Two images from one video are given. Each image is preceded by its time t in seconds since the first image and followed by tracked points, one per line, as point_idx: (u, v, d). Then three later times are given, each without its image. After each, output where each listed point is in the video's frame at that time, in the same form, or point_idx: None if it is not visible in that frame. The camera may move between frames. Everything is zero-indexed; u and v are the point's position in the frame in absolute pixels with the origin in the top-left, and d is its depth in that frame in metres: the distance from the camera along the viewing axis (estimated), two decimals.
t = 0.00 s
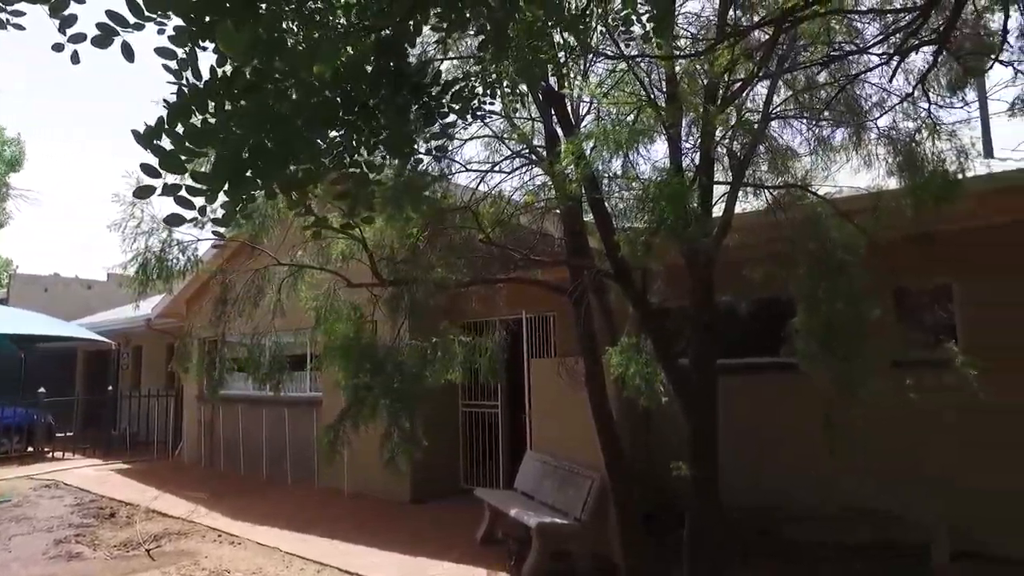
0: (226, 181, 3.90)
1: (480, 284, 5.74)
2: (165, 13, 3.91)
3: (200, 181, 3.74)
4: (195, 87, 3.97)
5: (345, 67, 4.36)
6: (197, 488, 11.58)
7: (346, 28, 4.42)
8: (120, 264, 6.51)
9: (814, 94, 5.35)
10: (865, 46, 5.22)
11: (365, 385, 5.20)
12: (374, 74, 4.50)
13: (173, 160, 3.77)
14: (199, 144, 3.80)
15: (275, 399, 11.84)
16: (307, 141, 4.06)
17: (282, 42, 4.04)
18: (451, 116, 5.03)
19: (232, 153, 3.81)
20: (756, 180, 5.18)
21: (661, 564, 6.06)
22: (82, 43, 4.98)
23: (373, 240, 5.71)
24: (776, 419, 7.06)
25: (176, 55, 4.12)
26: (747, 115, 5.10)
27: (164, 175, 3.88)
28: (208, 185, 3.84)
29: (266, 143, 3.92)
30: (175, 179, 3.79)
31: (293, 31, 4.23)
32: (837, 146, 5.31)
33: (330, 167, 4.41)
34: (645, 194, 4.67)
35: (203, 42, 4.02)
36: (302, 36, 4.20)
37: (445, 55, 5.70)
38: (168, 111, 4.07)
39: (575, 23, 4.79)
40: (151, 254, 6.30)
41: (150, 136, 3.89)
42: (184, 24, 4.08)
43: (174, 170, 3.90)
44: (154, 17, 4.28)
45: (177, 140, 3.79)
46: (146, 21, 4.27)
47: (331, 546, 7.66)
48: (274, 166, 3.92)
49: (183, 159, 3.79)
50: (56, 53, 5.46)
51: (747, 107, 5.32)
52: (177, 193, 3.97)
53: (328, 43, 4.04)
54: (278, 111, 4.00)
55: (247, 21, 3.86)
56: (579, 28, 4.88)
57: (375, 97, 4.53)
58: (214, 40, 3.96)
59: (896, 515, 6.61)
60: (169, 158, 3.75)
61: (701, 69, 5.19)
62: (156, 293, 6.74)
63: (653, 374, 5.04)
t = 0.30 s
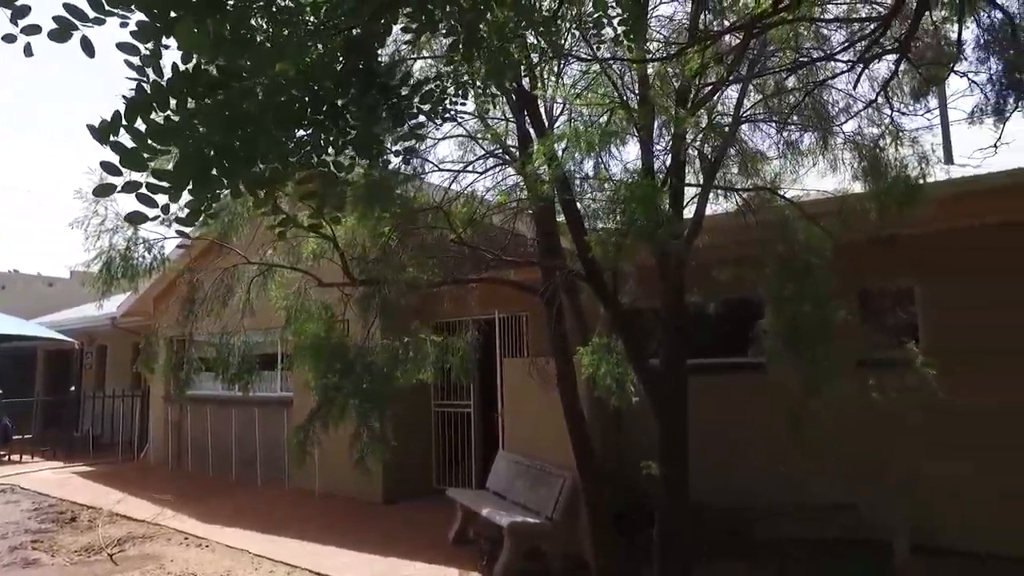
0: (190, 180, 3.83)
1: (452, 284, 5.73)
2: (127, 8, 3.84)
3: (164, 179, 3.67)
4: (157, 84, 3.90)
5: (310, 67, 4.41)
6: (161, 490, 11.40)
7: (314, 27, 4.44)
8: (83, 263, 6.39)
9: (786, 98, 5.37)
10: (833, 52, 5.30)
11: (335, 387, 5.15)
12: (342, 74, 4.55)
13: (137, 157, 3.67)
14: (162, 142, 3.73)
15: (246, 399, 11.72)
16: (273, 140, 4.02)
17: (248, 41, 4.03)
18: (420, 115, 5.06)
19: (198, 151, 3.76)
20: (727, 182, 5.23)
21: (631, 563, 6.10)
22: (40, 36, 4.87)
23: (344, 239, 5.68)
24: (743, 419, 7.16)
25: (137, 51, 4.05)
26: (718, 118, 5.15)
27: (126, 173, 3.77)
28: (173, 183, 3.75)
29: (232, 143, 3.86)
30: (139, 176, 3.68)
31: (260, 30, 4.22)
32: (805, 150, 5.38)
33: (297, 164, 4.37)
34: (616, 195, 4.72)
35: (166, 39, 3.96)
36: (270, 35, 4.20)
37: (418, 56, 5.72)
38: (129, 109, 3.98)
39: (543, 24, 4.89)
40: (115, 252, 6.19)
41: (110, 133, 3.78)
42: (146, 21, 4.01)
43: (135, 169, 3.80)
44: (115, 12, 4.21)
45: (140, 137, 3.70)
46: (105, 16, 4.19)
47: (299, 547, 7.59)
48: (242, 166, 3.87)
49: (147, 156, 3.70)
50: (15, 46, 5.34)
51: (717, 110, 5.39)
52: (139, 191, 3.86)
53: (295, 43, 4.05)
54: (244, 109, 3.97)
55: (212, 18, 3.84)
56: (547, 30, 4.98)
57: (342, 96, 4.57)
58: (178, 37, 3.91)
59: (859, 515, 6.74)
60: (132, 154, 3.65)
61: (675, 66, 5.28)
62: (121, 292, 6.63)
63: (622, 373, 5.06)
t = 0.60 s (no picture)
0: (152, 174, 3.72)
1: (426, 282, 5.73)
2: None
3: (130, 174, 3.54)
4: (116, 74, 3.76)
5: (283, 60, 4.38)
6: (125, 491, 11.20)
7: (284, 21, 4.49)
8: (44, 258, 6.24)
9: (756, 100, 5.45)
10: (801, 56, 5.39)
11: (309, 387, 5.12)
12: (311, 70, 4.50)
13: (95, 150, 3.53)
14: (124, 135, 3.60)
15: (214, 397, 11.57)
16: (237, 132, 3.96)
17: (215, 35, 3.96)
18: (392, 111, 5.06)
19: (161, 146, 3.66)
20: (698, 182, 5.31)
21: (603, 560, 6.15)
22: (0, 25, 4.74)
23: (315, 237, 5.64)
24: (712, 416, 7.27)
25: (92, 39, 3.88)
26: (690, 119, 5.22)
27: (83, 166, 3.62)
28: (134, 178, 3.63)
29: (195, 135, 3.77)
30: (97, 169, 3.54)
31: (228, 24, 4.16)
32: (775, 151, 5.46)
33: (264, 161, 4.36)
34: (589, 194, 4.76)
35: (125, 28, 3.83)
36: (237, 29, 4.13)
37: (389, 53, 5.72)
38: (84, 100, 3.83)
39: (513, 21, 4.96)
40: (78, 248, 6.06)
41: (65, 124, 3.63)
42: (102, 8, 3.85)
43: (93, 162, 3.66)
44: None
45: (99, 129, 3.55)
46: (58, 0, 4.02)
47: (269, 547, 7.51)
48: (206, 161, 3.79)
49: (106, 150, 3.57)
50: None
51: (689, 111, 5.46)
52: (98, 184, 3.72)
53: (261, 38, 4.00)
54: (208, 105, 3.88)
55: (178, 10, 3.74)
56: (518, 29, 5.06)
57: (312, 91, 4.52)
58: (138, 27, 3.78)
59: (824, 511, 6.85)
60: (91, 147, 3.51)
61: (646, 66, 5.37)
62: (85, 288, 6.50)
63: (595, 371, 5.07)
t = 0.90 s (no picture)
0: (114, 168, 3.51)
1: (400, 280, 5.72)
2: None
3: (90, 165, 3.33)
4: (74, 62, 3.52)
5: (251, 56, 4.28)
6: (88, 492, 11.00)
7: (255, 16, 4.41)
8: (4, 253, 6.10)
9: (729, 100, 5.51)
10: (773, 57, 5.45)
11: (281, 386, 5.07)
12: (280, 66, 4.43)
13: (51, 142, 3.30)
14: (85, 126, 3.38)
15: (180, 396, 11.43)
16: (203, 124, 3.78)
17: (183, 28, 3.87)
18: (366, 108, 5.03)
19: (125, 139, 3.47)
20: (671, 182, 5.38)
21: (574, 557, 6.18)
22: None
23: (287, 234, 5.61)
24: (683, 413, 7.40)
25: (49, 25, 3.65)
26: (663, 119, 5.27)
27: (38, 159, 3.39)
28: (94, 173, 3.42)
29: (160, 129, 3.62)
30: (55, 162, 3.33)
31: (196, 20, 4.09)
32: (747, 151, 5.53)
33: (231, 156, 4.20)
34: (562, 193, 4.78)
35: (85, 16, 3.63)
36: (206, 25, 4.06)
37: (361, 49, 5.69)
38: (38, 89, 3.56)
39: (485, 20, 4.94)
40: (40, 243, 5.93)
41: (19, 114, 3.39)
42: None
43: (49, 156, 3.42)
44: None
45: (57, 120, 3.33)
46: None
47: (238, 548, 7.42)
48: (172, 157, 3.61)
49: (64, 143, 3.37)
50: None
51: (663, 111, 5.50)
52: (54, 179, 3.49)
53: (228, 34, 3.93)
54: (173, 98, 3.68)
55: None
56: (489, 28, 5.03)
57: (281, 86, 4.43)
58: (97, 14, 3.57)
59: (791, 507, 6.99)
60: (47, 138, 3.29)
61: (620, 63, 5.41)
62: (48, 285, 6.37)
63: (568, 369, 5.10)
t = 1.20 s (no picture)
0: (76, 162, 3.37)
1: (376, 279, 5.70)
2: None
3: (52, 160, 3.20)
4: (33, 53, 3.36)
5: (218, 52, 4.21)
6: (51, 495, 10.80)
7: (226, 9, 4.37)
8: None
9: (705, 100, 5.57)
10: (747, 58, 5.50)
11: (255, 386, 4.99)
12: (249, 62, 4.34)
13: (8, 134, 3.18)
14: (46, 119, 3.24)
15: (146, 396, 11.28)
16: (170, 121, 3.56)
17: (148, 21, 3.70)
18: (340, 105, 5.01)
19: (89, 133, 3.35)
20: (645, 182, 5.42)
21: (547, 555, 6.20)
22: None
23: (260, 230, 5.57)
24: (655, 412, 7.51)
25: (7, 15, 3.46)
26: (638, 120, 5.31)
27: None
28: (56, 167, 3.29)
29: (123, 124, 3.46)
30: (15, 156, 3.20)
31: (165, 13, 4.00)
32: (722, 151, 5.59)
33: (198, 152, 4.08)
34: (536, 192, 4.79)
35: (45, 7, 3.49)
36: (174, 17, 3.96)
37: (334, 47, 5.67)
38: None
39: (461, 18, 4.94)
40: (4, 239, 5.81)
41: None
42: None
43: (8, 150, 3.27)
44: None
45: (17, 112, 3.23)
46: None
47: (208, 550, 7.32)
48: (139, 153, 3.47)
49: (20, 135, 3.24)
50: None
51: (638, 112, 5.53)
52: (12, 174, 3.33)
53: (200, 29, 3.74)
54: (140, 93, 3.56)
55: None
56: (463, 27, 5.04)
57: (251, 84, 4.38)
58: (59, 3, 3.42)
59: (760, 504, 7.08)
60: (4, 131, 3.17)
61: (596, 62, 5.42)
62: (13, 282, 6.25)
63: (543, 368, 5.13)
